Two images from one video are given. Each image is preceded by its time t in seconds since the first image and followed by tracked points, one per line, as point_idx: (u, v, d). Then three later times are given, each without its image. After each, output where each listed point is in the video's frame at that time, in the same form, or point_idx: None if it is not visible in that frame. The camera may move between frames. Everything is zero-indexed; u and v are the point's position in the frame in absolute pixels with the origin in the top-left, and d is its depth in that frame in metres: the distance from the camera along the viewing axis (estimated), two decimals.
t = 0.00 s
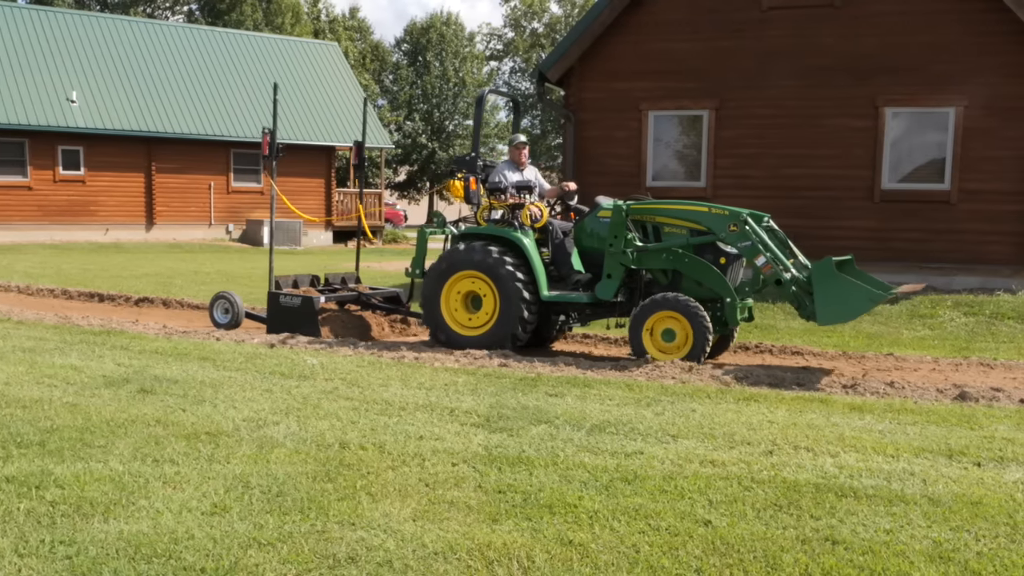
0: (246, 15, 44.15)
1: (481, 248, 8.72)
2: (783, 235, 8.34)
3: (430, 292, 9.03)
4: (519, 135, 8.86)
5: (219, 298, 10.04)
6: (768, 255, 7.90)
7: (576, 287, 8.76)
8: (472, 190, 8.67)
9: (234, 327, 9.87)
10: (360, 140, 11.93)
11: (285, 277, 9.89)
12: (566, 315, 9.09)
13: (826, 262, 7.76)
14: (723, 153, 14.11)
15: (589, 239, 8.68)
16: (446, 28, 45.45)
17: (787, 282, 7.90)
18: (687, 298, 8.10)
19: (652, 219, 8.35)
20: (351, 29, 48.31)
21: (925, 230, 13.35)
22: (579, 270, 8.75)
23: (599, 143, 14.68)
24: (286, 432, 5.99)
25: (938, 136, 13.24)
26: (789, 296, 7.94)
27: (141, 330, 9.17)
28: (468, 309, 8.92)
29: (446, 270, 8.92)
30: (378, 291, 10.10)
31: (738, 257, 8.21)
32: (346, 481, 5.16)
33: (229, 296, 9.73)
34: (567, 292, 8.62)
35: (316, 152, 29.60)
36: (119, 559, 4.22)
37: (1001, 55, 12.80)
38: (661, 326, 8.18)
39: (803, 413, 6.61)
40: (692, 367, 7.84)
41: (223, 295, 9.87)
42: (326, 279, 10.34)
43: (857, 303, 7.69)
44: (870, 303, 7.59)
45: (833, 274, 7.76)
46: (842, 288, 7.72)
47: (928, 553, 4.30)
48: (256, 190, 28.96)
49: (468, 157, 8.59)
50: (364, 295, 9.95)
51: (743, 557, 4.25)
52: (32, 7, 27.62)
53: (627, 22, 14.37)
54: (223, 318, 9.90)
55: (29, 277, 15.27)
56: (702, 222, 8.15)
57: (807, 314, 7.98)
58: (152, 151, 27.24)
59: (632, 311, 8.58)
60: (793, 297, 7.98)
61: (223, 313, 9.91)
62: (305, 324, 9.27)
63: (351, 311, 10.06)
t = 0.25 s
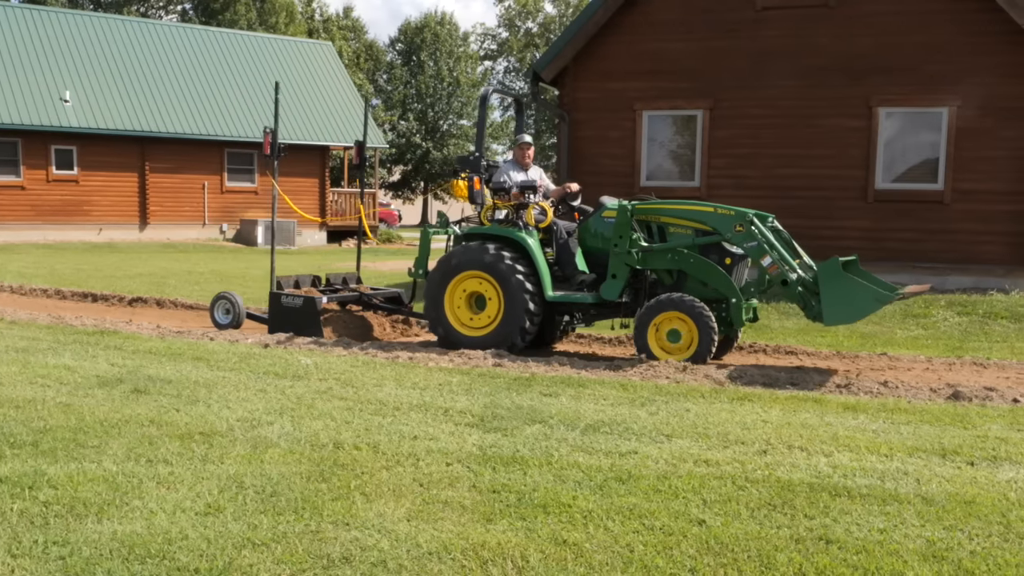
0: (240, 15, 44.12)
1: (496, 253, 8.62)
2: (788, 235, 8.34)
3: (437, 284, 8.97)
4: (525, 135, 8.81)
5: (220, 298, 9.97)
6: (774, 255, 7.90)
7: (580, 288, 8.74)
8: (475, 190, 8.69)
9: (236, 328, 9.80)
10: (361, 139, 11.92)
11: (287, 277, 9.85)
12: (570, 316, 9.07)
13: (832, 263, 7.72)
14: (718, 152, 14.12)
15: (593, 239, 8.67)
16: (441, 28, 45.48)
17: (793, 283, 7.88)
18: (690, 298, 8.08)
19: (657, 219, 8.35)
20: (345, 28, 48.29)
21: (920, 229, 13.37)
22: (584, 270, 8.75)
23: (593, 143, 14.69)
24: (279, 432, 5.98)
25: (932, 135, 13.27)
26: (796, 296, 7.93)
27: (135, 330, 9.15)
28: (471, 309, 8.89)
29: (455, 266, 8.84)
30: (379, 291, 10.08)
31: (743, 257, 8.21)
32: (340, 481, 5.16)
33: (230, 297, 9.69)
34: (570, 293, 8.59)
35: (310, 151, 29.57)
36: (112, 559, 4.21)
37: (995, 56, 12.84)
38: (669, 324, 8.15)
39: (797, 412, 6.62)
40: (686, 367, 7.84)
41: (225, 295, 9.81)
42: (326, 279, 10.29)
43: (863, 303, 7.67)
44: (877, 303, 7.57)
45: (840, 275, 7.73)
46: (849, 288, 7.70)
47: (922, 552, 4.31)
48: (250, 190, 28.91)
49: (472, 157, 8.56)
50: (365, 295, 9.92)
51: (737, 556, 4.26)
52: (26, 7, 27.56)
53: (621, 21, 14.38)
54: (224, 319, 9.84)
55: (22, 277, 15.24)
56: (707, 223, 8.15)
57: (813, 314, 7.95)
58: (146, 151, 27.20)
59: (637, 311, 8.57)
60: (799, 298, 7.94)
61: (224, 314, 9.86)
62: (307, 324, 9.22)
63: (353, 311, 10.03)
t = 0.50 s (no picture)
0: (232, 14, 44.09)
1: (508, 260, 8.54)
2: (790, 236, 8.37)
3: (442, 276, 8.92)
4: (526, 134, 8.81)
5: (219, 298, 9.88)
6: (778, 256, 7.89)
7: (583, 288, 8.74)
8: (478, 189, 8.69)
9: (235, 329, 9.68)
10: (360, 140, 11.90)
11: (287, 278, 9.80)
12: (573, 317, 9.00)
13: (838, 263, 7.73)
14: (710, 153, 14.14)
15: (595, 240, 8.65)
16: (433, 28, 45.49)
17: (797, 284, 7.91)
18: (693, 298, 8.09)
19: (661, 219, 8.33)
20: (337, 28, 48.26)
21: (910, 230, 13.43)
22: (587, 271, 8.74)
23: (585, 143, 14.70)
24: (271, 432, 5.97)
25: (923, 136, 13.33)
26: (800, 297, 7.95)
27: (127, 331, 9.11)
28: (472, 309, 8.87)
29: (463, 264, 8.78)
30: (379, 291, 10.04)
31: (746, 257, 8.21)
32: (333, 481, 5.15)
33: (229, 298, 9.63)
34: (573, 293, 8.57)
35: (302, 152, 29.53)
36: (103, 560, 4.19)
37: (985, 57, 12.90)
38: (675, 324, 8.14)
39: (789, 411, 6.64)
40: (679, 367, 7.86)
41: (224, 296, 9.72)
42: (326, 280, 10.24)
43: (868, 304, 7.69)
44: (882, 304, 7.59)
45: (845, 275, 7.74)
46: (854, 289, 7.71)
47: (913, 550, 4.33)
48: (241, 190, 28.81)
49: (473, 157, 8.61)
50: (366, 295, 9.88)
51: (730, 555, 4.27)
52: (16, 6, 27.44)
53: (614, 22, 14.40)
54: (222, 320, 9.78)
55: (13, 277, 15.19)
56: (711, 223, 8.14)
57: (816, 315, 7.97)
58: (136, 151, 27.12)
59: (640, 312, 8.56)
60: (803, 298, 7.97)
61: (222, 314, 9.80)
62: (308, 324, 9.17)
63: (352, 311, 9.99)
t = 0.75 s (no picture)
0: (213, 13, 43.90)
1: (509, 270, 8.46)
2: (783, 237, 8.40)
3: (439, 271, 8.85)
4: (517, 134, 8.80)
5: (206, 299, 9.77)
6: (771, 257, 7.93)
7: (576, 289, 8.68)
8: (470, 189, 8.74)
9: (224, 331, 9.56)
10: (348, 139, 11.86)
11: (275, 278, 9.73)
12: (565, 317, 8.95)
13: (832, 264, 7.80)
14: (693, 154, 14.19)
15: (587, 240, 8.64)
16: (416, 27, 45.49)
17: (790, 284, 7.93)
18: (686, 298, 8.10)
19: (654, 220, 8.34)
20: (320, 27, 48.10)
21: (888, 230, 13.53)
22: (579, 271, 8.67)
23: (567, 143, 14.71)
24: (253, 433, 5.94)
25: (903, 137, 13.42)
26: (794, 297, 7.99)
27: (106, 331, 9.04)
28: (465, 308, 8.83)
29: (461, 262, 8.71)
30: (368, 292, 10.00)
31: (739, 258, 8.22)
32: (314, 483, 5.13)
33: (218, 299, 9.54)
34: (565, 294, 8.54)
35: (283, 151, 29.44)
36: (82, 562, 4.17)
37: (964, 59, 13.00)
38: (671, 324, 8.14)
39: (771, 411, 6.67)
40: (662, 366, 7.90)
41: (211, 297, 9.62)
42: (314, 280, 10.17)
43: (861, 305, 7.74)
44: (876, 305, 7.65)
45: (839, 276, 7.80)
46: (847, 289, 7.77)
47: (892, 549, 4.35)
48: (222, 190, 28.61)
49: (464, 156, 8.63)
50: (355, 296, 9.84)
51: (711, 555, 4.28)
52: None
53: (597, 22, 14.42)
54: (211, 321, 9.69)
55: None
56: (704, 224, 8.14)
57: (809, 315, 8.01)
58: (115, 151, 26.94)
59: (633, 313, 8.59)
60: (796, 299, 8.01)
61: (211, 316, 9.71)
62: (298, 325, 9.12)
63: (341, 311, 9.93)
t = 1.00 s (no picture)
0: (178, 11, 43.58)
1: (492, 281, 8.41)
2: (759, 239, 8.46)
3: (419, 266, 8.75)
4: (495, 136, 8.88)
5: (176, 301, 9.60)
6: (747, 258, 7.97)
7: (552, 290, 8.67)
8: (446, 189, 8.63)
9: (194, 332, 9.40)
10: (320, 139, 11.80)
11: (248, 279, 9.61)
12: (541, 317, 8.92)
13: (807, 265, 7.83)
14: (664, 154, 14.23)
15: (564, 240, 8.62)
16: (382, 27, 45.51)
17: (766, 286, 7.98)
18: (664, 299, 8.12)
19: (631, 221, 8.33)
20: (285, 27, 47.86)
21: (853, 230, 13.66)
22: (555, 272, 8.67)
23: (534, 143, 14.70)
24: (217, 434, 5.90)
25: (866, 138, 13.54)
26: (771, 298, 8.05)
27: (68, 333, 8.92)
28: (440, 307, 8.78)
29: (443, 262, 8.61)
30: (342, 292, 9.91)
31: (715, 259, 8.24)
32: (280, 484, 5.10)
33: (189, 300, 9.37)
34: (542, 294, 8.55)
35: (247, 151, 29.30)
36: (43, 566, 4.11)
37: (930, 60, 13.14)
38: (649, 325, 8.15)
39: (737, 410, 6.71)
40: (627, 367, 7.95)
41: (182, 298, 9.46)
42: (286, 281, 10.06)
43: (836, 305, 7.81)
44: (851, 306, 7.71)
45: (814, 277, 7.85)
46: (822, 290, 7.82)
47: (856, 546, 4.39)
48: (185, 189, 28.44)
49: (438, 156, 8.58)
50: (329, 296, 9.74)
51: (678, 553, 4.29)
52: None
53: (563, 22, 14.45)
54: (180, 322, 9.51)
55: None
56: (680, 225, 8.16)
57: (786, 315, 8.08)
58: (76, 149, 26.66)
59: (609, 314, 8.53)
60: (772, 300, 8.06)
61: (180, 317, 9.54)
62: (271, 326, 9.03)
63: (314, 312, 9.84)
